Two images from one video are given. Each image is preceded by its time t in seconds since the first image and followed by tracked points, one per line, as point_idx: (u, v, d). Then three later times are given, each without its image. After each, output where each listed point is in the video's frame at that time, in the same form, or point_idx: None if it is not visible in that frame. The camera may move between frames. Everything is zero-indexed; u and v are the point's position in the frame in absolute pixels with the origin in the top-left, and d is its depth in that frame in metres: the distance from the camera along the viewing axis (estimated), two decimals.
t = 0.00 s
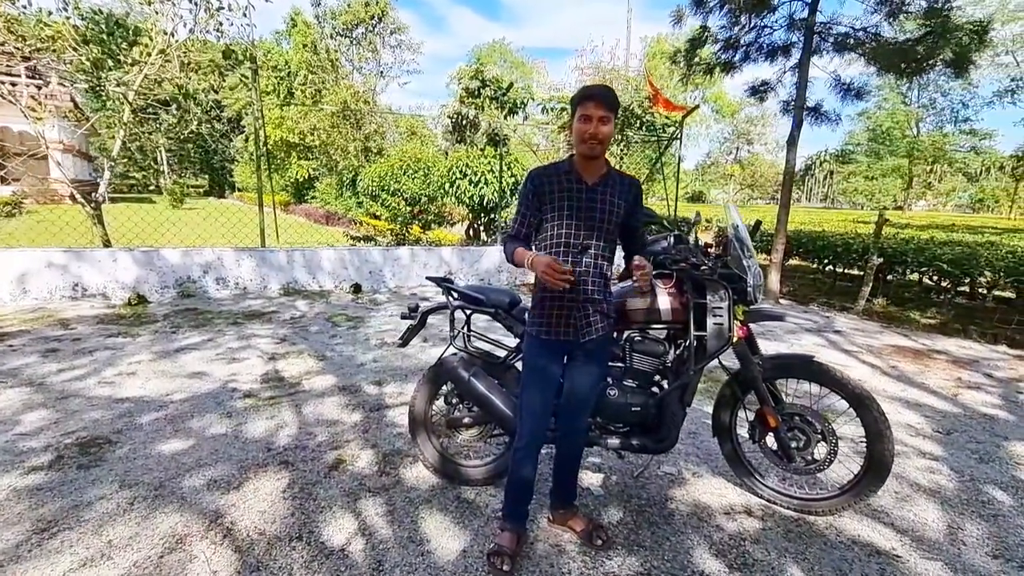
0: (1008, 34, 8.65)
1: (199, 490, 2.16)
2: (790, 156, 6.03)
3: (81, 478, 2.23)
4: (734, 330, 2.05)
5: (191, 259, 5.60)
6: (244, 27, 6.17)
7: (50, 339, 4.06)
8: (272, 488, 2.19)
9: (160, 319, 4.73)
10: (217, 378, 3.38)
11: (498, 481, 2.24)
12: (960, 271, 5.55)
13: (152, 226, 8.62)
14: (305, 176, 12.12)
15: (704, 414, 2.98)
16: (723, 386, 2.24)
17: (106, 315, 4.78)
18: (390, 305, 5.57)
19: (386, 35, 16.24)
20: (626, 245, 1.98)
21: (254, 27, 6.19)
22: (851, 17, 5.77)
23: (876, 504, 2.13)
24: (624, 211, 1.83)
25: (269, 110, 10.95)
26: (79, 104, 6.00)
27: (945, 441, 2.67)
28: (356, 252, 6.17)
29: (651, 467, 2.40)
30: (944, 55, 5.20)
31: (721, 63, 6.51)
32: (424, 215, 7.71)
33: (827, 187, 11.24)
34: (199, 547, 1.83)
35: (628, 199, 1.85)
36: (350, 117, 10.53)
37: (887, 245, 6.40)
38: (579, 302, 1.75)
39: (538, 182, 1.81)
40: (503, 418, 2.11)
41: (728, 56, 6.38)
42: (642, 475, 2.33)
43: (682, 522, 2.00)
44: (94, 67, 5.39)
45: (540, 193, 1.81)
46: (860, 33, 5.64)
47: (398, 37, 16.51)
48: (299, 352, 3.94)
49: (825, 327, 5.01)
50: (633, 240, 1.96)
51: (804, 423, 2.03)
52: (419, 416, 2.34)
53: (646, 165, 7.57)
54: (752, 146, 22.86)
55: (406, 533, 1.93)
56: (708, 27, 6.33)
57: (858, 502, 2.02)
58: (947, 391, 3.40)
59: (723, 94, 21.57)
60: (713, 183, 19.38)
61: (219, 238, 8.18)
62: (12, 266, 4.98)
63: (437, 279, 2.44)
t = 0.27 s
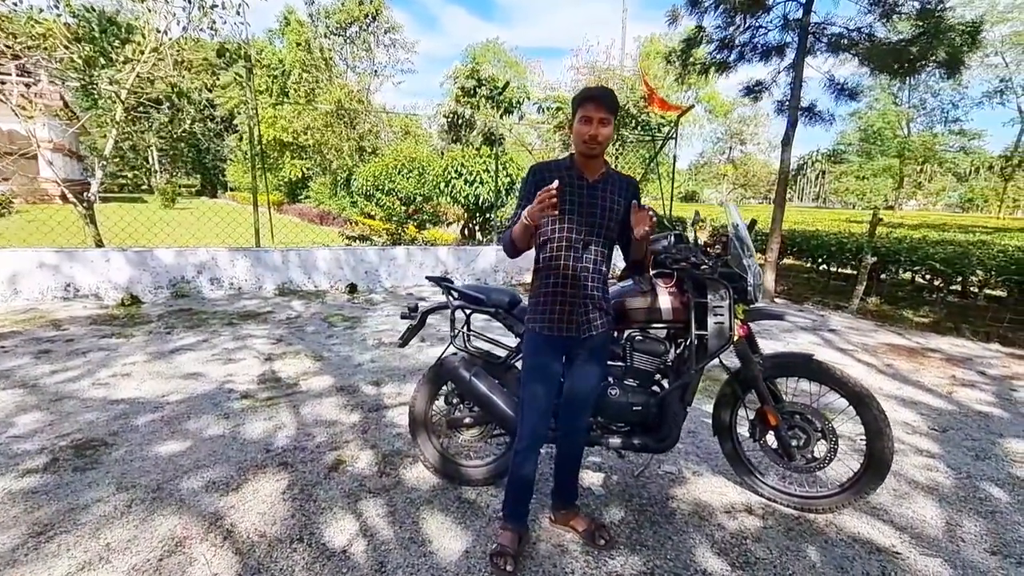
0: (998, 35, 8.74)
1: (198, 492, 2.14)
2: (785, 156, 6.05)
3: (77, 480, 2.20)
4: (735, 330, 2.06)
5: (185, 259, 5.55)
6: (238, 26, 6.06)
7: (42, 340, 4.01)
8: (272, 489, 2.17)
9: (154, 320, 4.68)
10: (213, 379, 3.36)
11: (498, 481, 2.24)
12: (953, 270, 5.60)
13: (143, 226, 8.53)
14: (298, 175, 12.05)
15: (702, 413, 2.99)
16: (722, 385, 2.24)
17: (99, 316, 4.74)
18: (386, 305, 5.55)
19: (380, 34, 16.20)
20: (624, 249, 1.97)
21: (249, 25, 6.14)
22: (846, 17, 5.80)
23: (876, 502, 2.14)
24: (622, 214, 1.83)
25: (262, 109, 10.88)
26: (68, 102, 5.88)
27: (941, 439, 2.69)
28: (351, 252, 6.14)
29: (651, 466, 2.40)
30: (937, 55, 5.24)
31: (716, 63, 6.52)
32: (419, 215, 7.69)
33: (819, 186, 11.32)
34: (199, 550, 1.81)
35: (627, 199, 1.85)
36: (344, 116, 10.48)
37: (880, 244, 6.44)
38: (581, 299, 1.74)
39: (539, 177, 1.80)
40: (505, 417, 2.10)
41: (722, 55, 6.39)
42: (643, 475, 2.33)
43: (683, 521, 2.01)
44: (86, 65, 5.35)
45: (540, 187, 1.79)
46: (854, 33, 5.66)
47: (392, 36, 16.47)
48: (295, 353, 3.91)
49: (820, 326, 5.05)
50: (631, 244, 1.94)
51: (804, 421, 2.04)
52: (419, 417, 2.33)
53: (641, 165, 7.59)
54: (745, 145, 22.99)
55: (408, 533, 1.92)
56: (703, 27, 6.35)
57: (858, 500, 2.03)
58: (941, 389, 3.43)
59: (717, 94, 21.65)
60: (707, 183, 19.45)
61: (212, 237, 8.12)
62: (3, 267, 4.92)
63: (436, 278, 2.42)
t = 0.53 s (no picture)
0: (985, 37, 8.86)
1: (196, 493, 2.13)
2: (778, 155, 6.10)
3: (73, 482, 2.19)
4: (732, 328, 2.08)
5: (178, 259, 5.52)
6: (230, 24, 6.09)
7: (34, 341, 3.96)
8: (271, 490, 2.17)
9: (147, 321, 4.64)
10: (209, 379, 3.34)
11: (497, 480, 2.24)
12: (942, 268, 5.67)
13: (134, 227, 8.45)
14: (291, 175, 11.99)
15: (698, 411, 3.01)
16: (720, 383, 2.26)
17: (91, 317, 4.69)
18: (381, 304, 5.54)
19: (373, 33, 16.15)
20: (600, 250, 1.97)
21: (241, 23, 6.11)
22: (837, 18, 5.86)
23: (870, 498, 2.17)
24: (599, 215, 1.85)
25: (254, 108, 10.81)
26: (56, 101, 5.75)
27: (933, 434, 2.73)
28: (346, 252, 6.13)
29: (649, 464, 2.42)
30: (927, 56, 5.30)
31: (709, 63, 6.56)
32: (413, 214, 7.67)
33: (810, 186, 11.43)
34: (199, 551, 1.81)
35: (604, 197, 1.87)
36: (337, 115, 10.43)
37: (871, 243, 6.51)
38: (567, 297, 1.75)
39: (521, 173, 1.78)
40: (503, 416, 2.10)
41: (715, 56, 6.43)
42: (641, 472, 2.35)
43: (682, 518, 2.02)
44: (76, 63, 5.37)
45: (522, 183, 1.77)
46: (846, 34, 5.72)
47: (385, 35, 16.43)
48: (291, 353, 3.90)
49: (813, 324, 5.09)
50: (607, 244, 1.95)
51: (801, 418, 2.06)
52: (418, 416, 2.33)
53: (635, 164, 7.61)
54: (736, 145, 23.15)
55: (409, 533, 1.93)
56: (697, 27, 6.39)
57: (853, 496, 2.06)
58: (933, 386, 3.48)
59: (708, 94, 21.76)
60: (699, 182, 19.55)
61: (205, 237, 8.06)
62: None
63: (435, 278, 2.42)
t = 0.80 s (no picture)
0: (973, 37, 8.97)
1: (193, 494, 2.12)
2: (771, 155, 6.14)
3: (68, 484, 2.17)
4: (728, 326, 2.10)
5: (171, 259, 5.48)
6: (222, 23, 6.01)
7: (26, 343, 3.92)
8: (268, 490, 2.17)
9: (140, 321, 4.61)
10: (205, 380, 3.32)
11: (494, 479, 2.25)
12: (932, 267, 5.74)
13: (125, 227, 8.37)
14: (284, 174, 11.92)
15: (694, 409, 3.04)
16: (716, 382, 2.28)
17: (83, 317, 4.65)
18: (376, 304, 5.53)
19: (366, 32, 16.10)
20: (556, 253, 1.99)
21: (233, 22, 6.09)
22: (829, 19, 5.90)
23: (864, 494, 2.20)
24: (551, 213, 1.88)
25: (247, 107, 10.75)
26: (45, 101, 5.63)
27: (925, 431, 2.77)
28: (340, 252, 6.11)
29: (646, 462, 2.43)
30: (918, 57, 5.35)
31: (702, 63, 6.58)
32: (408, 214, 7.65)
33: (802, 185, 11.51)
34: (197, 552, 1.80)
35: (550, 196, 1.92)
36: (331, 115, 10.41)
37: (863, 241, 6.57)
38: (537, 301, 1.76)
39: (475, 183, 1.74)
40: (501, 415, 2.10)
41: (709, 56, 6.46)
42: (638, 470, 2.36)
43: (679, 516, 2.04)
44: (68, 62, 5.35)
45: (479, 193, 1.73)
46: (838, 34, 5.77)
47: (378, 33, 16.36)
48: (287, 353, 3.89)
49: (806, 323, 5.14)
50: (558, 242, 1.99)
51: (796, 416, 2.08)
52: (416, 416, 2.33)
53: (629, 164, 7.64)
54: (729, 144, 23.27)
55: (408, 532, 1.93)
56: (690, 27, 6.41)
57: (848, 492, 2.08)
58: (925, 383, 3.52)
59: (702, 94, 21.77)
60: (692, 182, 19.63)
61: (198, 237, 8.01)
62: None
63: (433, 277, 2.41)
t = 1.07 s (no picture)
0: (963, 38, 9.06)
1: (192, 495, 2.12)
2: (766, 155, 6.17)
3: (64, 486, 2.16)
4: (725, 325, 2.12)
5: (165, 259, 5.45)
6: (217, 22, 6.03)
7: (18, 344, 3.89)
8: (267, 490, 2.16)
9: (134, 322, 4.58)
10: (201, 380, 3.31)
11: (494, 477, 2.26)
12: (924, 266, 5.78)
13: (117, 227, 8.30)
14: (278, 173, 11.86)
15: (690, 407, 3.06)
16: (712, 380, 2.30)
17: (76, 318, 4.62)
18: (372, 304, 5.52)
19: (360, 31, 16.04)
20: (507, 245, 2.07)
21: (227, 21, 6.06)
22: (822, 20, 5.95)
23: (859, 490, 2.22)
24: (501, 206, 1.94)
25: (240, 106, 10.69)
26: (35, 99, 5.54)
27: (918, 428, 2.80)
28: (336, 251, 6.09)
29: (643, 459, 2.45)
30: (909, 58, 5.40)
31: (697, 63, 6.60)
32: (403, 213, 7.64)
33: (795, 185, 11.59)
34: (196, 552, 1.80)
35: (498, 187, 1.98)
36: (326, 114, 10.38)
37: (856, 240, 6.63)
38: (496, 298, 1.83)
39: (428, 188, 1.74)
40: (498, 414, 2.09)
41: (703, 56, 6.49)
42: (636, 468, 2.38)
43: (677, 513, 2.06)
44: (60, 61, 5.30)
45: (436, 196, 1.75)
46: (831, 35, 5.81)
47: (372, 32, 16.30)
48: (283, 353, 3.88)
49: (800, 321, 5.17)
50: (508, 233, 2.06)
51: (792, 413, 2.11)
52: (415, 415, 2.34)
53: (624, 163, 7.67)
54: (722, 144, 23.37)
55: (407, 530, 1.94)
56: (685, 27, 6.44)
57: (843, 488, 2.10)
58: (917, 381, 3.56)
59: (695, 93, 21.82)
60: (686, 181, 19.69)
61: (191, 237, 7.96)
62: None
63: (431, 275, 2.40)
